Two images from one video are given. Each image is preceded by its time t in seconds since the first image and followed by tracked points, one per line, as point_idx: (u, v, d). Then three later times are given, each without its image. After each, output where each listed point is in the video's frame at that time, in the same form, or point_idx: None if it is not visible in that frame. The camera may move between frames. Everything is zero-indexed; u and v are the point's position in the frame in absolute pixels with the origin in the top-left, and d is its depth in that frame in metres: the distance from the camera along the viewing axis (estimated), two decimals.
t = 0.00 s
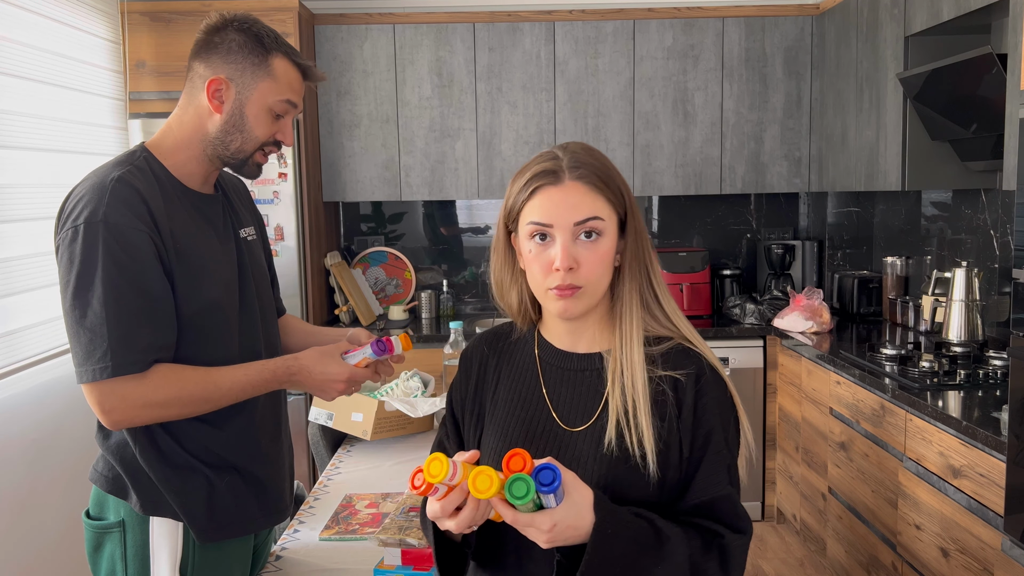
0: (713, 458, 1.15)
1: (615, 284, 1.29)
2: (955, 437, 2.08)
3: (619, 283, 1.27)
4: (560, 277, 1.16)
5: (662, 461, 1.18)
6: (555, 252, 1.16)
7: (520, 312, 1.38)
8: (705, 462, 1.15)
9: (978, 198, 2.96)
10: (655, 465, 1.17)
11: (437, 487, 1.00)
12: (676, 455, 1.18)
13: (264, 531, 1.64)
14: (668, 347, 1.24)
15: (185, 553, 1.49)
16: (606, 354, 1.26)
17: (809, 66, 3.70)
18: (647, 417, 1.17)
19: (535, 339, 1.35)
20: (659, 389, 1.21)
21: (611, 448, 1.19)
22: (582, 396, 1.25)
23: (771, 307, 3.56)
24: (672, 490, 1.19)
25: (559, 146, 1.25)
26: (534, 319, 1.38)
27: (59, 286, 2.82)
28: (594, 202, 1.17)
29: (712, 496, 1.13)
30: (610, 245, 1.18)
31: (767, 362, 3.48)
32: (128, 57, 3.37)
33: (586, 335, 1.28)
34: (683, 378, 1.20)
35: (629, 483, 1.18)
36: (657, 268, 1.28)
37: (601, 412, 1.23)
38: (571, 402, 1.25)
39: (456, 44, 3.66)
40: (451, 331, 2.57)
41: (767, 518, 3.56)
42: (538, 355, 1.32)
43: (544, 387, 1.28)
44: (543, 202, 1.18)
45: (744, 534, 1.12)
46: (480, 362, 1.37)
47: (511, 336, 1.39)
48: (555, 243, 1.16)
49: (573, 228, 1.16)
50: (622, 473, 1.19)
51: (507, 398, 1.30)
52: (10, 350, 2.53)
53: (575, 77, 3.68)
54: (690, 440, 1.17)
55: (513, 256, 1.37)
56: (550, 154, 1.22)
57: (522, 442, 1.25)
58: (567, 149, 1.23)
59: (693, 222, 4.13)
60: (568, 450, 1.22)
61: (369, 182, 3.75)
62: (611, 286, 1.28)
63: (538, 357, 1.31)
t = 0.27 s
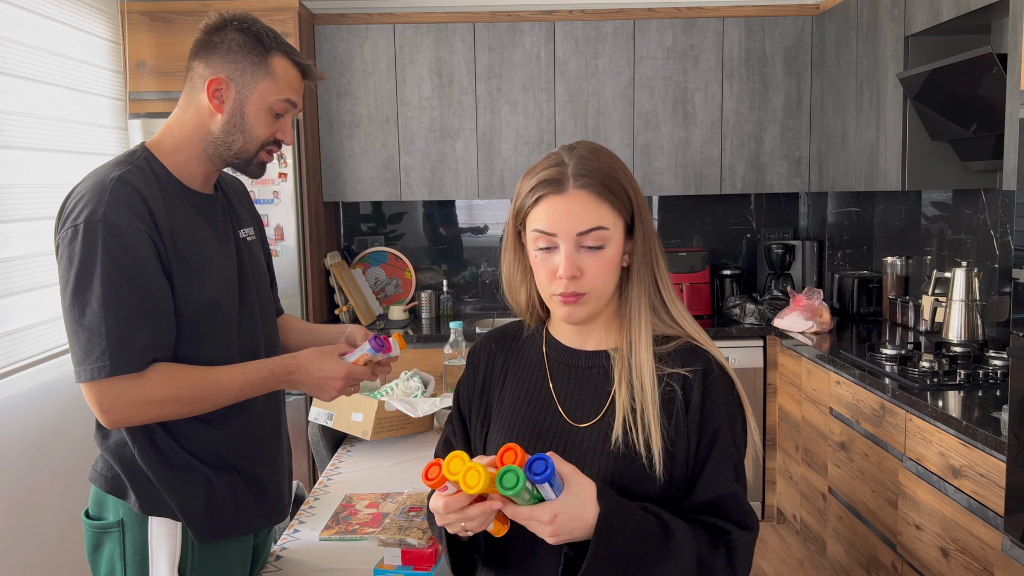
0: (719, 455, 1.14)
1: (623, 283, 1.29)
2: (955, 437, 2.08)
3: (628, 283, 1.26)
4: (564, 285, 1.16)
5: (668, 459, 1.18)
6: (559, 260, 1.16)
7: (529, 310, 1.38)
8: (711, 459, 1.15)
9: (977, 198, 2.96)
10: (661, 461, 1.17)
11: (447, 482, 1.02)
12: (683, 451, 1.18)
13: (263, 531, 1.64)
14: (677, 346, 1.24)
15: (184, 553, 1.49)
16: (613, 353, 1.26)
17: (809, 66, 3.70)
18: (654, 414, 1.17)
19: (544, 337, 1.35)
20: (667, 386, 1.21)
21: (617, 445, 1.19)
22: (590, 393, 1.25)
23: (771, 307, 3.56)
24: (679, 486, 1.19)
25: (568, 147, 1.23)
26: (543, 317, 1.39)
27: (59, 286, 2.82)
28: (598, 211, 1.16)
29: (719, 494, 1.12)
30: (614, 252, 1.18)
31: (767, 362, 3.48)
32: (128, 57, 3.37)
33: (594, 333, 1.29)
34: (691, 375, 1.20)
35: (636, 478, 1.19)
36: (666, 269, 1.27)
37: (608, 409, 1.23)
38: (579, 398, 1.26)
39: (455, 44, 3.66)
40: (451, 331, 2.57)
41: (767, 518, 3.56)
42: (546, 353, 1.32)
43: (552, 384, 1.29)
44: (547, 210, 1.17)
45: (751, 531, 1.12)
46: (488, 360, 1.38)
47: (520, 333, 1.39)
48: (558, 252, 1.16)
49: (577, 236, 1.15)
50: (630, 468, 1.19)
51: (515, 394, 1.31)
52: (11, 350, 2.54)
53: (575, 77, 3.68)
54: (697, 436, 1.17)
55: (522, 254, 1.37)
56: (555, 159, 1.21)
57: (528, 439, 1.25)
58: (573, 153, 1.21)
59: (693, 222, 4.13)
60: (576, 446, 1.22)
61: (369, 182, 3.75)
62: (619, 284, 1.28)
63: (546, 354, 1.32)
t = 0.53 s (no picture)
0: (720, 453, 1.13)
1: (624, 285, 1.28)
2: (955, 437, 2.08)
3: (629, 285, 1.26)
4: (558, 298, 1.16)
5: (668, 458, 1.18)
6: (552, 275, 1.16)
7: (531, 311, 1.38)
8: (712, 458, 1.14)
9: (977, 198, 2.96)
10: (662, 461, 1.17)
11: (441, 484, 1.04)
12: (684, 450, 1.18)
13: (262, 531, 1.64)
14: (681, 348, 1.24)
15: (183, 552, 1.50)
16: (615, 354, 1.26)
17: (809, 66, 3.70)
18: (657, 416, 1.17)
19: (546, 336, 1.35)
20: (670, 387, 1.21)
21: (620, 446, 1.19)
22: (593, 393, 1.26)
23: (771, 307, 3.56)
24: (679, 484, 1.19)
25: (559, 157, 1.21)
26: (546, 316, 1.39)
27: (58, 286, 2.82)
28: (590, 226, 1.15)
29: (721, 492, 1.11)
30: (608, 264, 1.17)
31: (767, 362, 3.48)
32: (128, 57, 3.37)
33: (597, 335, 1.29)
34: (694, 375, 1.20)
35: (637, 477, 1.19)
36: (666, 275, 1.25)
37: (610, 409, 1.23)
38: (581, 399, 1.26)
39: (456, 44, 3.66)
40: (451, 331, 2.57)
41: (767, 518, 3.56)
42: (549, 353, 1.32)
43: (555, 384, 1.29)
44: (539, 226, 1.16)
45: (753, 528, 1.11)
46: (491, 359, 1.38)
47: (523, 333, 1.39)
48: (552, 268, 1.15)
49: (569, 253, 1.15)
50: (631, 467, 1.19)
51: (518, 393, 1.31)
52: (10, 350, 2.54)
53: (575, 77, 3.68)
54: (699, 436, 1.17)
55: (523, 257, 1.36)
56: (546, 172, 1.19)
57: (531, 438, 1.25)
58: (564, 165, 1.19)
59: (693, 222, 4.13)
60: (578, 446, 1.22)
61: (369, 182, 3.75)
62: (620, 287, 1.28)
63: (549, 355, 1.32)
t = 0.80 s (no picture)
0: (717, 452, 1.13)
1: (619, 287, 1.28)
2: (955, 437, 2.08)
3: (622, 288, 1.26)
4: (552, 303, 1.16)
5: (663, 461, 1.17)
6: (545, 281, 1.16)
7: (528, 312, 1.39)
8: (710, 458, 1.14)
9: (977, 198, 2.96)
10: (657, 463, 1.17)
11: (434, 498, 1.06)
12: (681, 451, 1.18)
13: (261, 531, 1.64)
14: (676, 349, 1.24)
15: (184, 551, 1.49)
16: (610, 356, 1.26)
17: (809, 66, 3.70)
18: (652, 418, 1.17)
19: (543, 338, 1.36)
20: (665, 388, 1.21)
21: (614, 450, 1.19)
22: (588, 395, 1.26)
23: (771, 307, 3.56)
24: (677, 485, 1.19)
25: (546, 163, 1.21)
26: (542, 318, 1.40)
27: (58, 286, 2.82)
28: (580, 230, 1.15)
29: (721, 490, 1.11)
30: (600, 268, 1.16)
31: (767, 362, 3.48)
32: (128, 57, 3.37)
33: (592, 337, 1.29)
34: (689, 374, 1.20)
35: (632, 481, 1.18)
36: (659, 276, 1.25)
37: (605, 412, 1.23)
38: (577, 401, 1.26)
39: (456, 44, 3.66)
40: (451, 331, 2.57)
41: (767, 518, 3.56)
42: (545, 355, 1.33)
43: (551, 386, 1.29)
44: (529, 233, 1.16)
45: (754, 522, 1.11)
46: (489, 361, 1.39)
47: (520, 335, 1.40)
48: (544, 274, 1.15)
49: (560, 259, 1.14)
50: (625, 471, 1.18)
51: (515, 394, 1.32)
52: (10, 350, 2.54)
53: (575, 77, 3.68)
54: (696, 436, 1.17)
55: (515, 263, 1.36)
56: (535, 177, 1.19)
57: (528, 440, 1.26)
58: (553, 170, 1.19)
59: (693, 222, 4.13)
60: (573, 449, 1.22)
61: (369, 182, 3.75)
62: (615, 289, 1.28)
63: (545, 357, 1.32)
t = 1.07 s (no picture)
0: (710, 460, 1.13)
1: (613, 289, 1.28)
2: (955, 437, 2.08)
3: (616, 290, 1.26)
4: (546, 308, 1.16)
5: (657, 466, 1.17)
6: (538, 285, 1.16)
7: (523, 315, 1.39)
8: (703, 464, 1.14)
9: (977, 198, 2.96)
10: (652, 468, 1.17)
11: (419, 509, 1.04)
12: (675, 458, 1.18)
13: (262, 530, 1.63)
14: (671, 351, 1.24)
15: (185, 550, 1.48)
16: (605, 359, 1.26)
17: (809, 66, 3.70)
18: (647, 421, 1.17)
19: (538, 341, 1.36)
20: (660, 392, 1.21)
21: (609, 454, 1.19)
22: (583, 398, 1.26)
23: (771, 307, 3.56)
24: (667, 496, 1.19)
25: (536, 167, 1.21)
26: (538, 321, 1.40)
27: (58, 286, 2.82)
28: (573, 234, 1.15)
29: (712, 497, 1.11)
30: (593, 271, 1.16)
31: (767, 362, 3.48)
32: (128, 57, 3.37)
33: (587, 339, 1.29)
34: (683, 379, 1.20)
35: (627, 486, 1.18)
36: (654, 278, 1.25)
37: (601, 415, 1.23)
38: (573, 403, 1.26)
39: (456, 44, 3.66)
40: (451, 331, 2.56)
41: (767, 518, 3.56)
42: (540, 358, 1.33)
43: (546, 389, 1.29)
44: (522, 238, 1.16)
45: (746, 535, 1.11)
46: (483, 363, 1.39)
47: (515, 338, 1.40)
48: (536, 279, 1.16)
49: (553, 263, 1.14)
50: (619, 475, 1.18)
51: (510, 397, 1.32)
52: (10, 351, 2.54)
53: (575, 77, 3.68)
54: (691, 442, 1.17)
55: (509, 266, 1.36)
56: (527, 181, 1.19)
57: (523, 443, 1.26)
58: (545, 173, 1.19)
59: (693, 222, 4.13)
60: (567, 452, 1.22)
61: (369, 182, 3.75)
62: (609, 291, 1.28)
63: (540, 360, 1.33)
